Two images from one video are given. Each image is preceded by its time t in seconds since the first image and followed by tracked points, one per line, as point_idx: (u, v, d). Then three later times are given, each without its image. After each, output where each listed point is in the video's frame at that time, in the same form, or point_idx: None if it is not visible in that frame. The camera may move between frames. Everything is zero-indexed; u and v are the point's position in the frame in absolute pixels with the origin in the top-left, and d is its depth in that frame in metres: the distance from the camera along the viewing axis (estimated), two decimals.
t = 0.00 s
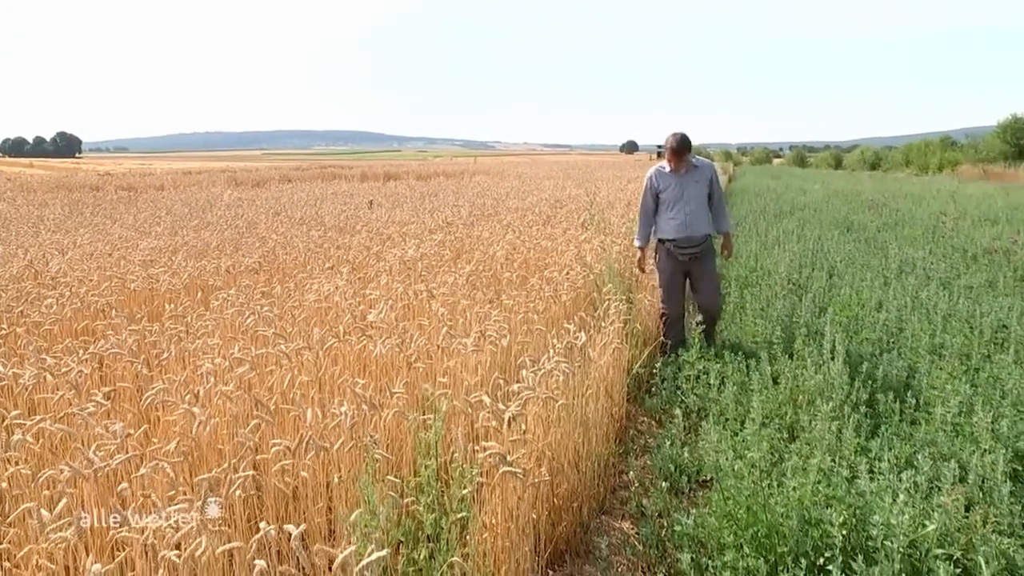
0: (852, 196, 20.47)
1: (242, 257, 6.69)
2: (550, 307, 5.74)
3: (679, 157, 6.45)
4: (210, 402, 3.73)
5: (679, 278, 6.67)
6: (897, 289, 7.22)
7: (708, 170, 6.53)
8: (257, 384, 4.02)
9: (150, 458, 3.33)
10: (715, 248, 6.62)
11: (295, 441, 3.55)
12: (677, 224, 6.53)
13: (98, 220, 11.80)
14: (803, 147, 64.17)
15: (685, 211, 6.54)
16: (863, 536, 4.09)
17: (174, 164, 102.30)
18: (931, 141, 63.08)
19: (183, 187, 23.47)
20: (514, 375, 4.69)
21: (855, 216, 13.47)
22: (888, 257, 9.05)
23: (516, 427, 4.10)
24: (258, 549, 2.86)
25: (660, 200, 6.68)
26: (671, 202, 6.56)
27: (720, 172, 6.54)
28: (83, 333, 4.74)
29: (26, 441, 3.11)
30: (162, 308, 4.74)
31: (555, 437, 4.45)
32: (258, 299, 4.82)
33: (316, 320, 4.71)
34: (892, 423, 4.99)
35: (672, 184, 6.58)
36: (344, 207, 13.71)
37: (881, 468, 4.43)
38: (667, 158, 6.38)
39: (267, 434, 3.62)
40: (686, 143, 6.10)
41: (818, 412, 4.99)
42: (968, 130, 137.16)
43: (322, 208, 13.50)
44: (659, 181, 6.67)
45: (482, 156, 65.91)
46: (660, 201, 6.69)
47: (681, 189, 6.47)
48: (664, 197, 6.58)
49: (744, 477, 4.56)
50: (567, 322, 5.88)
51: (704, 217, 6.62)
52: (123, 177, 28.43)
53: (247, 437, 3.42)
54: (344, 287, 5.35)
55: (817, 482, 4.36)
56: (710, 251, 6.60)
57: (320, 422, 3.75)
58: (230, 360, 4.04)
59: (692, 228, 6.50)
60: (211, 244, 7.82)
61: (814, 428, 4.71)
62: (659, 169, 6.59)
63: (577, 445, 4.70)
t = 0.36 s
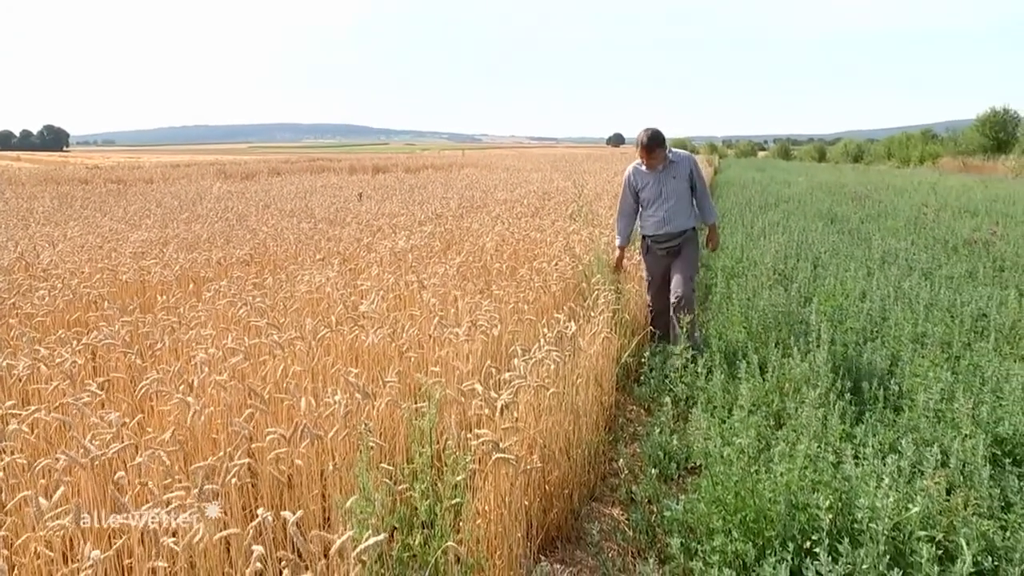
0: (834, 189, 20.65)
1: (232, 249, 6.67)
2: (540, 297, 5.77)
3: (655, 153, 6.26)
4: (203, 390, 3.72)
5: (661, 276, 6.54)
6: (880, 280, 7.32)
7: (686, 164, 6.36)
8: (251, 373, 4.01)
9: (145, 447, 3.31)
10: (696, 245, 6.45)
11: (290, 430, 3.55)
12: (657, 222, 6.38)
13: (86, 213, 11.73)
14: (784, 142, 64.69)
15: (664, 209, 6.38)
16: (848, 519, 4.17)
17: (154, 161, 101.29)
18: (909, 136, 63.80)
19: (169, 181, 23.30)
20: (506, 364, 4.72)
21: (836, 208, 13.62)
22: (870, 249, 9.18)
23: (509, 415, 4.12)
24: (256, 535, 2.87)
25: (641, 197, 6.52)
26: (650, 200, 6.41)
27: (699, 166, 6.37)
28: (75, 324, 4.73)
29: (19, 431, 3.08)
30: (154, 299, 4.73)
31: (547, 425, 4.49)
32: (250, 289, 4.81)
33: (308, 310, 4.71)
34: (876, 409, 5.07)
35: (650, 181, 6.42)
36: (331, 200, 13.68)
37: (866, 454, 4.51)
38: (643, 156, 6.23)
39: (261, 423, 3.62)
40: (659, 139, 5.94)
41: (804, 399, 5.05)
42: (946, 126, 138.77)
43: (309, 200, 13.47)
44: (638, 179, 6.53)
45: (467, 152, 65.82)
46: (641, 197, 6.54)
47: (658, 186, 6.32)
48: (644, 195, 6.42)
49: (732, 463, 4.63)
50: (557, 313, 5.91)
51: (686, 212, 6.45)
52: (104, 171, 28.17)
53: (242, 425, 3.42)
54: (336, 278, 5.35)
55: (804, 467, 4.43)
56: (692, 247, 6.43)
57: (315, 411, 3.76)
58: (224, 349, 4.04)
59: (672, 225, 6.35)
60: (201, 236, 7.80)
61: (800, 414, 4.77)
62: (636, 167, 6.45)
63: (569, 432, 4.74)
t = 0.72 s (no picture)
0: (830, 187, 20.70)
1: (230, 244, 6.72)
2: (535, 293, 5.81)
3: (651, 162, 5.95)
4: (200, 384, 3.77)
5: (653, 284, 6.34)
6: (871, 278, 7.37)
7: (682, 170, 6.09)
8: (249, 367, 4.06)
9: (142, 440, 3.34)
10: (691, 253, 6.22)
11: (286, 424, 3.60)
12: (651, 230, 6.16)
13: (86, 208, 11.80)
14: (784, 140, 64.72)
15: (659, 218, 6.16)
16: (836, 513, 4.23)
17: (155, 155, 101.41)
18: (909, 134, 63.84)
19: (168, 177, 23.33)
20: (499, 360, 4.76)
21: (830, 206, 13.70)
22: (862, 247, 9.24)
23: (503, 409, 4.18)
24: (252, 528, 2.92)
25: (635, 203, 6.29)
26: (645, 207, 6.18)
27: (696, 171, 6.11)
28: (74, 318, 4.79)
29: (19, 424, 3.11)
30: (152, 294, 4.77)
31: (540, 420, 4.55)
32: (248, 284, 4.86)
33: (305, 305, 4.77)
34: (866, 404, 5.11)
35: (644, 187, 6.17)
36: (328, 196, 13.74)
37: (855, 449, 4.56)
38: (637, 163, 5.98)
39: (258, 417, 3.67)
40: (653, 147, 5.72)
41: (794, 395, 5.10)
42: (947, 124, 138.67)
43: (306, 196, 13.52)
44: (633, 184, 6.25)
45: (468, 148, 65.87)
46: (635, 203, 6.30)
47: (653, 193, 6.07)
48: (638, 203, 6.18)
49: (723, 457, 4.68)
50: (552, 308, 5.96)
51: (682, 218, 6.22)
52: (103, 167, 28.23)
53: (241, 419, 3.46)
54: (333, 273, 5.40)
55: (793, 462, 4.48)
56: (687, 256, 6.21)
57: (311, 405, 3.81)
58: (222, 344, 4.08)
59: (667, 233, 6.12)
60: (199, 231, 7.86)
61: (791, 409, 4.82)
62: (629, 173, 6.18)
63: (561, 427, 4.80)
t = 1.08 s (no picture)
0: (839, 186, 20.59)
1: (235, 243, 6.82)
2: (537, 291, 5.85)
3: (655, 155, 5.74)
4: (201, 381, 3.85)
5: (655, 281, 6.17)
6: (873, 276, 7.30)
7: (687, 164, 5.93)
8: (249, 365, 4.14)
9: (142, 436, 3.43)
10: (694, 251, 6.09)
11: (283, 421, 3.67)
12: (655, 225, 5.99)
13: (102, 206, 12.01)
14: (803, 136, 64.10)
15: (662, 211, 6.02)
16: (830, 512, 4.19)
17: (178, 150, 102.55)
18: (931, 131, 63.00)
19: (184, 175, 23.58)
20: (498, 358, 4.80)
21: (838, 204, 13.64)
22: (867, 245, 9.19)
23: (499, 407, 4.22)
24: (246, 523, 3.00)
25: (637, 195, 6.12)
26: (647, 201, 6.01)
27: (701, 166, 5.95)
28: (83, 315, 4.90)
29: (23, 420, 3.20)
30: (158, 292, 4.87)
31: (538, 420, 4.56)
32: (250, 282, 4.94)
33: (306, 303, 4.84)
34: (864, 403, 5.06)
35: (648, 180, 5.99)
36: (337, 194, 13.85)
37: (851, 447, 4.51)
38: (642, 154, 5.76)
39: (256, 413, 3.75)
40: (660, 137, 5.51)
41: (792, 393, 5.05)
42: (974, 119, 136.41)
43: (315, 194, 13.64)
44: (634, 176, 6.06)
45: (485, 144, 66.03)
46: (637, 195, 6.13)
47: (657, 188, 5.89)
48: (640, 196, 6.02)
49: (719, 455, 4.67)
50: (554, 307, 5.98)
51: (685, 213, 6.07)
52: (121, 164, 28.56)
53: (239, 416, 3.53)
54: (335, 272, 5.47)
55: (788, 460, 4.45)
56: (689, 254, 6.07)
57: (309, 402, 3.88)
58: (223, 341, 4.16)
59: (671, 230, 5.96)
60: (209, 229, 8.00)
61: (788, 407, 4.78)
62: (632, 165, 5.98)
63: (560, 425, 4.82)
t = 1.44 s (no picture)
0: (862, 186, 20.35)
1: (252, 244, 6.98)
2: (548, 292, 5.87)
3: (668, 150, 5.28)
4: (210, 382, 3.97)
5: (658, 291, 5.65)
6: (889, 276, 7.16)
7: (699, 166, 5.49)
8: (257, 365, 4.25)
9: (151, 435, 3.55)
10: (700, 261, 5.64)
11: (287, 420, 3.75)
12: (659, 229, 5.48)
13: (129, 207, 12.33)
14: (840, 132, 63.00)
15: (668, 215, 5.50)
16: (834, 515, 4.07)
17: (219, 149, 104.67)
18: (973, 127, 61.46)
19: (209, 177, 23.97)
20: (504, 359, 4.84)
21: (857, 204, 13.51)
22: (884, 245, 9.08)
23: (502, 408, 4.24)
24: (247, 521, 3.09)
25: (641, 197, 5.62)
26: (653, 202, 5.51)
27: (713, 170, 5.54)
28: (102, 315, 5.08)
29: (37, 418, 3.34)
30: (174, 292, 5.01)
31: (541, 419, 4.59)
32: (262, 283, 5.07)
33: (316, 303, 4.95)
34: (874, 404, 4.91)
35: (655, 179, 5.51)
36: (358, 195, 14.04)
37: (857, 450, 4.38)
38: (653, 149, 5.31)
39: (262, 413, 3.84)
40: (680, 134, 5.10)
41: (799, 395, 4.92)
42: None
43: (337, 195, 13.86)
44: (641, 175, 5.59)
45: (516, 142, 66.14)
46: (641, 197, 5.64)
47: (667, 188, 5.42)
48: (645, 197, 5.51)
49: (723, 456, 4.56)
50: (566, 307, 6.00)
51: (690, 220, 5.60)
52: (158, 165, 29.24)
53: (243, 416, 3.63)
54: (347, 273, 5.57)
55: (792, 460, 4.33)
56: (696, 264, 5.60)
57: (314, 402, 3.96)
58: (233, 342, 4.28)
59: (678, 235, 5.47)
60: (227, 231, 8.18)
61: (793, 406, 4.65)
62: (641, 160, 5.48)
63: (567, 426, 4.82)
